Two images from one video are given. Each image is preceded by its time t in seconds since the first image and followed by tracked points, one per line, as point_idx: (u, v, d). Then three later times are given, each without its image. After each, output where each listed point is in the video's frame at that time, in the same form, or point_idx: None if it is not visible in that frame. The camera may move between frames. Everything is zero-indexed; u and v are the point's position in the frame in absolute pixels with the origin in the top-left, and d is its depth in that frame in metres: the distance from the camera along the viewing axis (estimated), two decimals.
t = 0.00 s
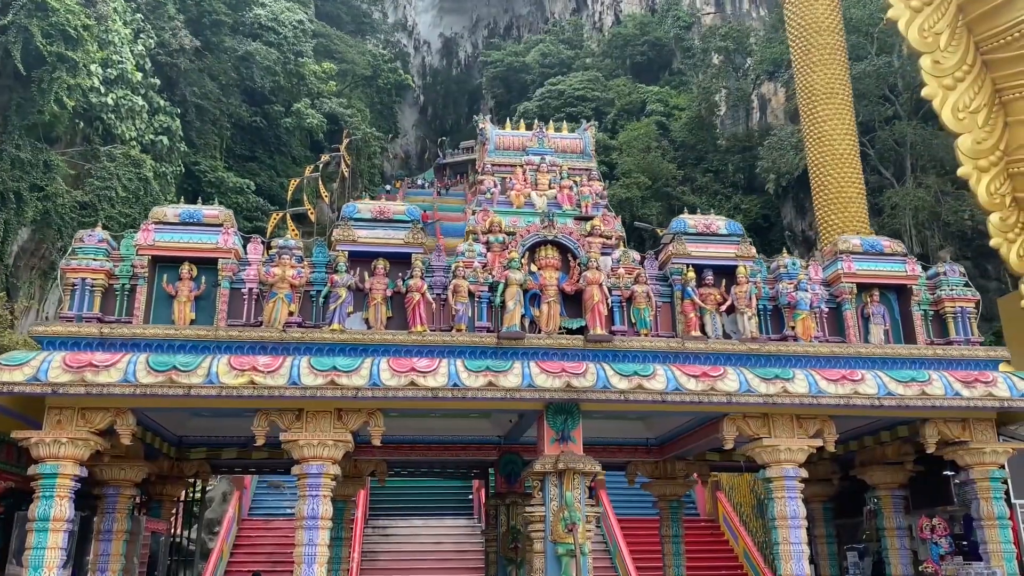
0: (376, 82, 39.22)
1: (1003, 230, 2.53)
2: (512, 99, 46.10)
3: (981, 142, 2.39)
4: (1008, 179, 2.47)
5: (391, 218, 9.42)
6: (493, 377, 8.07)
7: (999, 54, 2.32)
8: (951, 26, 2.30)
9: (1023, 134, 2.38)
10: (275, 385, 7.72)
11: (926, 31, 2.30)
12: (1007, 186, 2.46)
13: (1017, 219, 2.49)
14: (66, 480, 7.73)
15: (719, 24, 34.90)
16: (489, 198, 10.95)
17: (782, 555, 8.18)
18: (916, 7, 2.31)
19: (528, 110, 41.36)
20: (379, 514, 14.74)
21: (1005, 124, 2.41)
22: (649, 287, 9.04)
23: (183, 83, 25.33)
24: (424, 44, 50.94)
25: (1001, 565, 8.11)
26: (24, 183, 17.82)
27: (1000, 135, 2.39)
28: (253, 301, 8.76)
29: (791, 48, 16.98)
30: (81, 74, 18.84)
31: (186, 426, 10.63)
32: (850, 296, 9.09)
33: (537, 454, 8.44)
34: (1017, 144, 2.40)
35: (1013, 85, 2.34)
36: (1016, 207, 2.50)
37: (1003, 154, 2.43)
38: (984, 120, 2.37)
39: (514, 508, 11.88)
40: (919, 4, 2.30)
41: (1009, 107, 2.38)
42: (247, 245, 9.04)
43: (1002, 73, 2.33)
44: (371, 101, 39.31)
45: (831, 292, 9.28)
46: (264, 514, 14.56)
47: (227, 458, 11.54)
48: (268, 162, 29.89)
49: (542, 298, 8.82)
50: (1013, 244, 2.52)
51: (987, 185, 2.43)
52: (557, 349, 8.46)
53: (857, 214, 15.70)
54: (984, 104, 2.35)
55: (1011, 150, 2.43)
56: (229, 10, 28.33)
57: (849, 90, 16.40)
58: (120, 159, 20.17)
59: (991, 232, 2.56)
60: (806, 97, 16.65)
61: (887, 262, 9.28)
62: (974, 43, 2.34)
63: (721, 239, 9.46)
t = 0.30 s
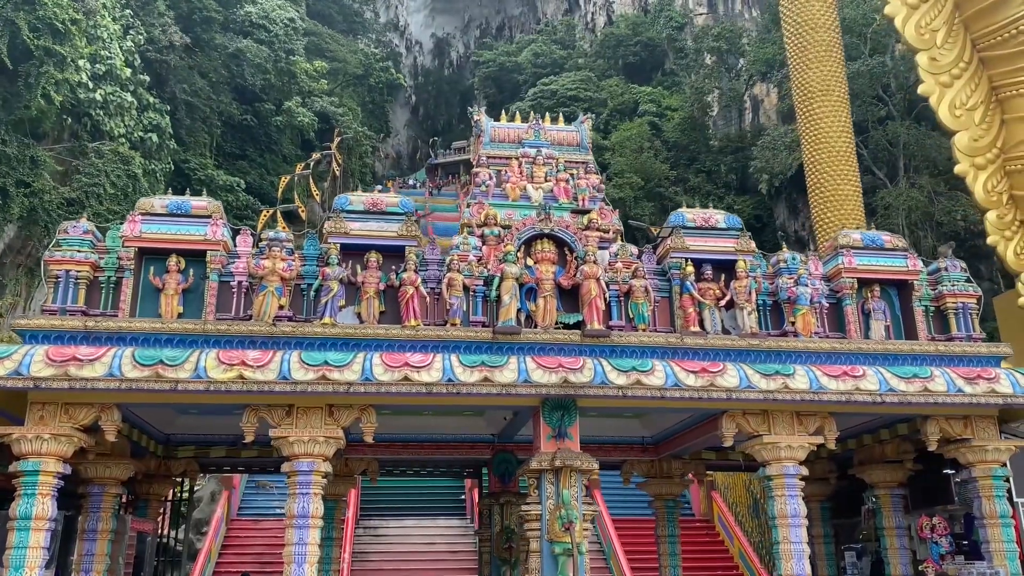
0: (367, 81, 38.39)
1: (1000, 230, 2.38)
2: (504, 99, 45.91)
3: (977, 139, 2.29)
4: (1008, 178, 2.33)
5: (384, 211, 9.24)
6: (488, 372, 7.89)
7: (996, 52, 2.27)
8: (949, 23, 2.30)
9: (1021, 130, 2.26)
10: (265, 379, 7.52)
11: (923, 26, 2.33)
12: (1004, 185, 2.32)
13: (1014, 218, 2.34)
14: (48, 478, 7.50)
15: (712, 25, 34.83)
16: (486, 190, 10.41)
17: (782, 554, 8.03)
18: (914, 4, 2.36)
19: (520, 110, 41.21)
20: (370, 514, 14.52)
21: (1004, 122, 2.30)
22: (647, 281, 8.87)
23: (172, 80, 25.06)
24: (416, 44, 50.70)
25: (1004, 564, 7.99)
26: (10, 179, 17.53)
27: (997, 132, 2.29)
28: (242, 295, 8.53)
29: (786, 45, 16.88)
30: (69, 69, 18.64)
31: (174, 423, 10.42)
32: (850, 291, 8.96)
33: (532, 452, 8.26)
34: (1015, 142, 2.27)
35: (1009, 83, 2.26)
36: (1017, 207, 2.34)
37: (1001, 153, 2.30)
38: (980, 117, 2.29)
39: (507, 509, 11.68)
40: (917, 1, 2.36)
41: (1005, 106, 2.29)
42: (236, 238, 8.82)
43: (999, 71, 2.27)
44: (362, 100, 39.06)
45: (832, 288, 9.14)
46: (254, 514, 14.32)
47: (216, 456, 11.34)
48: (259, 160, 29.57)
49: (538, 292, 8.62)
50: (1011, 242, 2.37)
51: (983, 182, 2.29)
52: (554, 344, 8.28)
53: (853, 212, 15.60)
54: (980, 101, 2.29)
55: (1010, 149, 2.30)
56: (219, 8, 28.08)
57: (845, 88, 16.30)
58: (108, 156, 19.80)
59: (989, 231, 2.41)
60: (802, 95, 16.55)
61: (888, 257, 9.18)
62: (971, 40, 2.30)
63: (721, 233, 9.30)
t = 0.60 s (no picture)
0: (359, 80, 37.88)
1: (998, 227, 2.34)
2: (497, 99, 45.69)
3: (976, 138, 2.24)
4: (1005, 176, 2.28)
5: (377, 204, 9.00)
6: (484, 370, 7.70)
7: (995, 50, 2.20)
8: (947, 21, 2.24)
9: (1019, 129, 2.21)
10: (254, 376, 7.31)
11: (920, 25, 2.27)
12: (1003, 183, 2.27)
13: (1013, 216, 2.30)
14: (30, 478, 7.25)
15: (705, 25, 34.71)
16: (482, 184, 9.78)
17: (784, 557, 7.88)
18: (912, 1, 2.28)
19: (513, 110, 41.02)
20: (361, 515, 14.30)
21: (1000, 120, 2.26)
22: (647, 278, 8.66)
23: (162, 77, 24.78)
24: (408, 45, 50.40)
25: (1009, 566, 7.86)
26: None
27: (996, 130, 2.24)
28: (231, 290, 8.28)
29: (783, 43, 16.75)
30: (57, 64, 18.35)
31: (161, 423, 10.18)
32: (853, 289, 8.80)
33: (530, 451, 8.07)
34: (1014, 140, 2.23)
35: (1008, 81, 2.21)
36: (1015, 205, 2.30)
37: (999, 151, 2.26)
38: (979, 116, 2.24)
39: (502, 510, 11.53)
40: None
41: (1004, 104, 2.24)
42: (226, 232, 8.58)
43: (997, 69, 2.21)
44: (355, 99, 38.75)
45: (834, 285, 8.99)
46: (243, 515, 14.08)
47: (205, 456, 11.11)
48: (250, 159, 29.23)
49: (536, 288, 8.44)
50: (1009, 241, 2.33)
51: (981, 182, 2.25)
52: (552, 341, 8.09)
53: (851, 210, 15.48)
54: (979, 99, 2.23)
55: (1008, 146, 2.25)
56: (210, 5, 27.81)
57: (843, 86, 16.18)
58: (96, 152, 19.51)
59: (987, 228, 2.38)
60: (799, 92, 16.43)
61: (891, 254, 9.03)
62: (969, 37, 2.23)
63: (721, 229, 9.11)
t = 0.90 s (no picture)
0: (352, 78, 37.56)
1: (997, 223, 2.48)
2: (490, 99, 45.50)
3: (974, 135, 2.37)
4: (1003, 172, 2.42)
5: (373, 195, 8.79)
6: (482, 364, 7.54)
7: (992, 47, 2.33)
8: (944, 18, 2.35)
9: (1017, 126, 2.35)
10: (246, 370, 7.12)
11: (919, 21, 2.37)
12: (1001, 180, 2.41)
13: (1011, 212, 2.44)
14: (14, 475, 7.02)
15: (699, 25, 34.63)
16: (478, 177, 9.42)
17: (787, 556, 7.75)
18: None
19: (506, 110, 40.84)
20: (354, 515, 14.10)
21: (998, 117, 2.40)
22: (647, 272, 8.49)
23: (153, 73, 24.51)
24: (401, 44, 50.08)
25: (1014, 565, 7.72)
26: None
27: (995, 128, 2.37)
28: (222, 283, 8.07)
29: (780, 39, 16.65)
30: (46, 58, 18.09)
31: (151, 420, 9.98)
32: (856, 284, 8.67)
33: (528, 448, 7.90)
34: (1011, 137, 2.37)
35: (1006, 78, 2.34)
36: (1012, 200, 2.44)
37: (997, 148, 2.39)
38: (977, 112, 2.36)
39: (498, 509, 11.32)
40: None
41: (1002, 101, 2.38)
42: (217, 223, 8.35)
43: (995, 66, 2.34)
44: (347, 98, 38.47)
45: (837, 280, 8.86)
46: (234, 515, 13.87)
47: (195, 454, 10.88)
48: (241, 157, 28.84)
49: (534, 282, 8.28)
50: (1007, 238, 2.49)
51: (981, 178, 2.39)
52: (551, 336, 7.92)
53: (848, 207, 15.40)
54: (977, 96, 2.35)
55: (1006, 143, 2.39)
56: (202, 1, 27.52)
57: (841, 82, 16.09)
58: (86, 148, 19.22)
59: (986, 225, 2.51)
60: (796, 88, 16.33)
61: (893, 248, 8.91)
62: (967, 36, 2.36)
63: (723, 222, 8.97)
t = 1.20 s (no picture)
0: (345, 77, 37.29)
1: (996, 223, 2.37)
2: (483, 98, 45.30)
3: (973, 133, 2.30)
4: (1002, 171, 2.33)
5: (367, 187, 8.57)
6: (480, 360, 7.36)
7: (991, 44, 2.26)
8: (943, 14, 2.28)
9: (1017, 123, 2.27)
10: (237, 366, 6.93)
11: (917, 18, 2.29)
12: (1000, 178, 2.32)
13: (1010, 211, 2.34)
14: None
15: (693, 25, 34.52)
16: (476, 169, 9.22)
17: (790, 555, 7.63)
18: None
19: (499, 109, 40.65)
20: (347, 515, 13.89)
21: (997, 115, 2.31)
22: (647, 267, 8.33)
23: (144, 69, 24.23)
24: (393, 44, 49.68)
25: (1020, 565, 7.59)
26: None
27: (993, 125, 2.29)
28: (213, 276, 7.86)
29: (777, 36, 16.56)
30: (35, 52, 17.82)
31: (139, 417, 9.76)
32: (859, 280, 8.55)
33: (526, 446, 7.73)
34: (1011, 135, 2.28)
35: (1005, 76, 2.26)
36: (1012, 199, 2.35)
37: (996, 146, 2.30)
38: (975, 110, 2.29)
39: (494, 508, 11.12)
40: None
41: (1001, 99, 2.30)
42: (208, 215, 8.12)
43: (994, 63, 2.27)
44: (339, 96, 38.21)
45: (839, 276, 8.75)
46: (225, 514, 13.66)
47: (185, 453, 10.66)
48: (233, 154, 28.78)
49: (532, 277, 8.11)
50: (1006, 237, 2.38)
51: (980, 176, 2.29)
52: (550, 331, 7.77)
53: (846, 205, 15.32)
54: (976, 93, 2.28)
55: (1006, 141, 2.30)
56: None
57: (838, 79, 16.02)
58: (75, 144, 18.92)
59: (985, 224, 2.40)
60: (793, 85, 16.25)
61: (897, 244, 8.77)
62: (966, 33, 2.29)
63: (724, 217, 8.79)
